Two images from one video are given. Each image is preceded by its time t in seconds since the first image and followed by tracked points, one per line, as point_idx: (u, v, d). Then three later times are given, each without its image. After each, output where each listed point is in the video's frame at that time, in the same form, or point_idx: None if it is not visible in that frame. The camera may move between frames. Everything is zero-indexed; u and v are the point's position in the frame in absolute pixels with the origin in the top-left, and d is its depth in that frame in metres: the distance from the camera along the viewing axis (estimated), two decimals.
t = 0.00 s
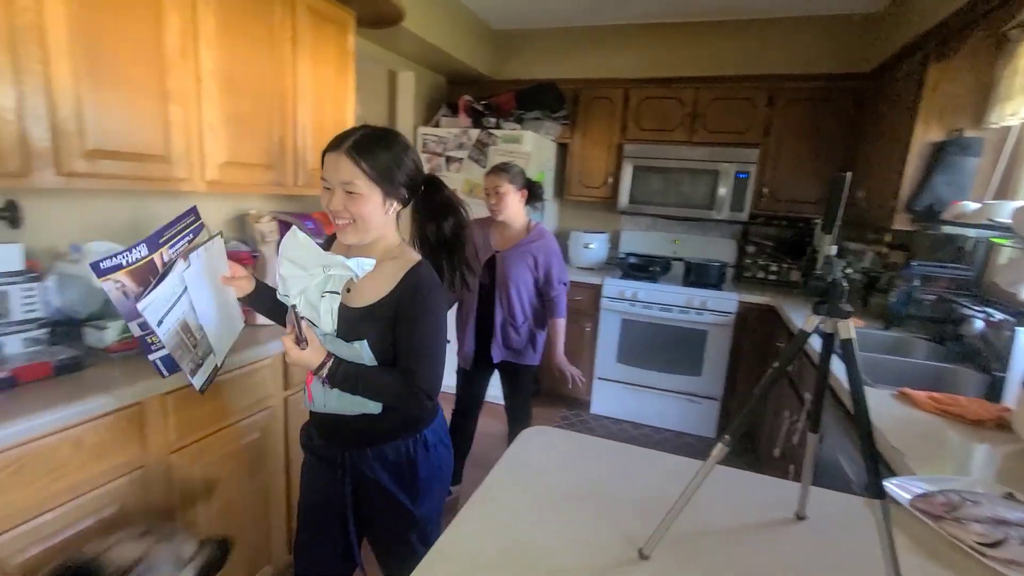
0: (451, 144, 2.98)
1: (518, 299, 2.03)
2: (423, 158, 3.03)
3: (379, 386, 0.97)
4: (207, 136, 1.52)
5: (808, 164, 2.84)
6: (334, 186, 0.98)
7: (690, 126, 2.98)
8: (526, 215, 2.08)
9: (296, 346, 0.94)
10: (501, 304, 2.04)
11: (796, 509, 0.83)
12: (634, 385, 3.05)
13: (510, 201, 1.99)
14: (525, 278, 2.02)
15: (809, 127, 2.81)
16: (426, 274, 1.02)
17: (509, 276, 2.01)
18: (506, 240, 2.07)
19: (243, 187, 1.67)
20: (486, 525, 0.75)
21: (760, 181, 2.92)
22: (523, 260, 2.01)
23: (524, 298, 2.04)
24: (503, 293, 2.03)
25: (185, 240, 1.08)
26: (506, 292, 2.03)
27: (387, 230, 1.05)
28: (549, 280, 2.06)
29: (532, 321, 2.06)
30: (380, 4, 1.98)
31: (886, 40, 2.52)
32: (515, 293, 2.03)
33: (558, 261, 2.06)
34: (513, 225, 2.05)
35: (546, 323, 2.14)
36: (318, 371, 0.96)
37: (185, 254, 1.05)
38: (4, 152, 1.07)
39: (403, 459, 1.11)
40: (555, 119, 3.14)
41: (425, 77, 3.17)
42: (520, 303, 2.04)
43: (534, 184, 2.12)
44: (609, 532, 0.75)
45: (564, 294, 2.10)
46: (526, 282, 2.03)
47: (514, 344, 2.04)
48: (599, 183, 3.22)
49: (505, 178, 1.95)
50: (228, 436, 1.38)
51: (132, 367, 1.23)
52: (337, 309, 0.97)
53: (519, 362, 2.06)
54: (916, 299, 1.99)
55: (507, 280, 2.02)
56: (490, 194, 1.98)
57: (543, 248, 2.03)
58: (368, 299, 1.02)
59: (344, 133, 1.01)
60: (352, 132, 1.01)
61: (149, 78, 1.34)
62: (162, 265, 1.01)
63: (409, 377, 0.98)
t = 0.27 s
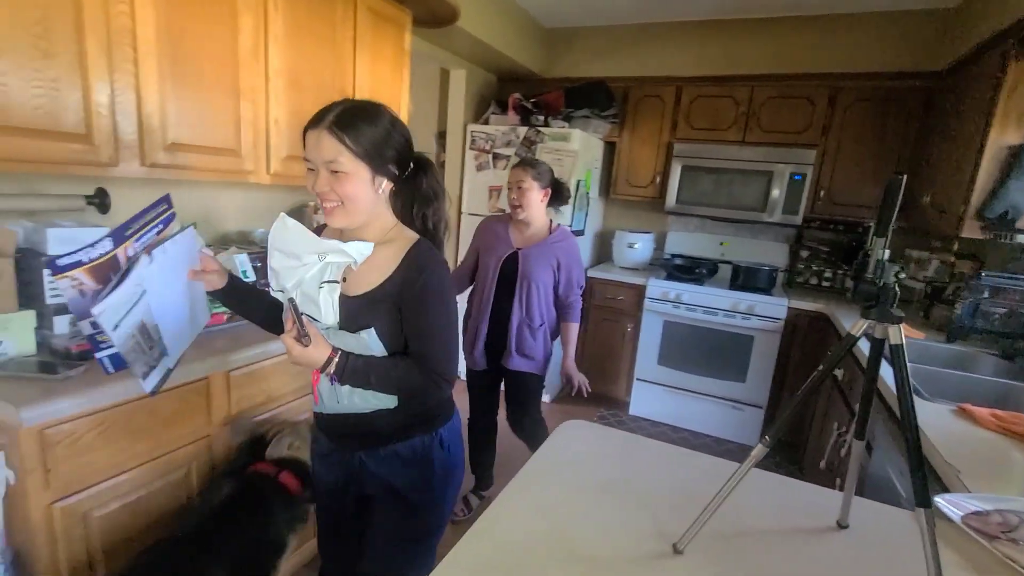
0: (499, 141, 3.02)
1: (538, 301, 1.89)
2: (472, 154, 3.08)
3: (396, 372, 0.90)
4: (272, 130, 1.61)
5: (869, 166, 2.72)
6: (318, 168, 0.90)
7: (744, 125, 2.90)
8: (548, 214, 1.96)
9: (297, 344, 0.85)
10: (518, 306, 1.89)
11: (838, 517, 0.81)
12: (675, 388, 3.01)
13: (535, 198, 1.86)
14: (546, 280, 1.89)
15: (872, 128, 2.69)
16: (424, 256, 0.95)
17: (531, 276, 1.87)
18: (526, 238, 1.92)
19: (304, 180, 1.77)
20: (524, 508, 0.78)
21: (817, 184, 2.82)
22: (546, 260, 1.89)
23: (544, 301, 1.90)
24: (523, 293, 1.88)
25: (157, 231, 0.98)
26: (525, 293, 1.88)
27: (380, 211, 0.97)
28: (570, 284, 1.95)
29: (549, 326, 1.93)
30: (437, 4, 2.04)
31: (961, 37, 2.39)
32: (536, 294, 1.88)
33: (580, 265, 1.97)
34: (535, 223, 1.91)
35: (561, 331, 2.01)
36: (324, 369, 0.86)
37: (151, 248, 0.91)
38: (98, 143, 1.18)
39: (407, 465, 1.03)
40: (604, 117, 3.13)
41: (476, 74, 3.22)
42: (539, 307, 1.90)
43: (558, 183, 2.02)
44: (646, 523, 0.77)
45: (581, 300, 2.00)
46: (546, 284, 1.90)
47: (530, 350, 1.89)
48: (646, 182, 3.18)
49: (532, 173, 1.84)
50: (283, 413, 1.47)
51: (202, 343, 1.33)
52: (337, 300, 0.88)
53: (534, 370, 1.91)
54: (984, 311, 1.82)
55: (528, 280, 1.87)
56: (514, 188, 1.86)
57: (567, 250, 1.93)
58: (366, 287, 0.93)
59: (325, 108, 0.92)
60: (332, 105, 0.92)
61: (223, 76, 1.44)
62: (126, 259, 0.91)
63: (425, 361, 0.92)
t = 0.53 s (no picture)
0: (534, 138, 3.03)
1: (549, 299, 1.82)
2: (506, 151, 3.10)
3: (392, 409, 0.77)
4: (318, 125, 1.67)
5: (918, 168, 2.62)
6: (338, 170, 0.79)
7: (785, 124, 2.83)
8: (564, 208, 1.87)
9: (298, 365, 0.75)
10: (528, 303, 1.81)
11: (877, 523, 0.80)
12: (705, 390, 2.97)
13: (550, 191, 1.78)
14: (559, 277, 1.81)
15: (923, 128, 2.59)
16: (458, 273, 0.84)
17: (542, 273, 1.80)
18: (539, 233, 1.85)
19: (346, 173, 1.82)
20: (556, 497, 0.80)
21: (862, 186, 2.74)
22: (560, 256, 1.81)
23: (555, 299, 1.83)
24: (533, 290, 1.81)
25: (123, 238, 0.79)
26: (535, 290, 1.81)
27: (408, 221, 0.84)
28: (585, 282, 1.87)
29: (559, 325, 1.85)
30: (477, 2, 2.06)
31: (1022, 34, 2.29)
32: (547, 292, 1.81)
33: (597, 263, 1.88)
34: (550, 217, 1.83)
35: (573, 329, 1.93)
36: (328, 396, 0.76)
37: (122, 263, 0.77)
38: (160, 134, 1.27)
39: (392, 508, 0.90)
40: (640, 115, 3.10)
41: (513, 71, 3.23)
42: (549, 305, 1.82)
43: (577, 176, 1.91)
44: (676, 519, 0.78)
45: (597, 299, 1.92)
46: (558, 281, 1.82)
47: (538, 350, 1.81)
48: (681, 181, 3.14)
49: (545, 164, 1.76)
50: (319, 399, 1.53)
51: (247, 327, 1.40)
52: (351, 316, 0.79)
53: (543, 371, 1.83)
54: None
55: (540, 276, 1.80)
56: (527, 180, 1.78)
57: (583, 246, 1.84)
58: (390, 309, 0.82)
59: (351, 100, 0.80)
60: (360, 98, 0.80)
61: (273, 72, 1.51)
62: (96, 278, 0.75)
63: (444, 395, 0.79)
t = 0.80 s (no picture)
0: (544, 137, 3.04)
1: (548, 299, 1.78)
2: (516, 149, 3.11)
3: (327, 469, 0.64)
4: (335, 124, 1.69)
5: (928, 169, 2.63)
6: (269, 170, 0.63)
7: (795, 124, 2.84)
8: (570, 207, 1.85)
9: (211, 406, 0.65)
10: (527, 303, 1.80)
11: (894, 520, 0.82)
12: (712, 388, 2.99)
13: (556, 190, 1.77)
14: (558, 277, 1.77)
15: (934, 129, 2.59)
16: (406, 312, 0.67)
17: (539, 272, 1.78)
18: (542, 232, 1.84)
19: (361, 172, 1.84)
20: (581, 492, 0.82)
21: (872, 186, 2.75)
22: (559, 255, 1.77)
23: (555, 299, 1.79)
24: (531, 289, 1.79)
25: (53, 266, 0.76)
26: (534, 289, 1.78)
27: (353, 238, 0.68)
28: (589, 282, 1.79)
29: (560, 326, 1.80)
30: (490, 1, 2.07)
31: None
32: (546, 292, 1.77)
33: (603, 262, 1.79)
34: (554, 215, 1.82)
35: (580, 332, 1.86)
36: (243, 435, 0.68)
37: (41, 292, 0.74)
38: (184, 133, 1.29)
39: (325, 571, 0.76)
40: (650, 114, 3.11)
41: (523, 69, 3.24)
42: (549, 305, 1.79)
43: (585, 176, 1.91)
44: (698, 515, 0.80)
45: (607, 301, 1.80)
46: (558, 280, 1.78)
47: (537, 351, 1.79)
48: (690, 180, 3.15)
49: (553, 160, 1.73)
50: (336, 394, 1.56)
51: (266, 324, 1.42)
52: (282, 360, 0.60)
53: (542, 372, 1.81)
54: None
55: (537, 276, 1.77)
56: (532, 176, 1.77)
57: (585, 245, 1.78)
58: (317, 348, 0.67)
59: (299, 79, 0.63)
60: (311, 78, 0.63)
61: (293, 72, 1.53)
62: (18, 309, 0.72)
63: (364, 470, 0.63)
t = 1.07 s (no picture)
0: (542, 138, 3.06)
1: (535, 301, 1.73)
2: (514, 150, 3.13)
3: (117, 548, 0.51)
4: (337, 130, 1.70)
5: (924, 166, 2.65)
6: None
7: (792, 122, 2.86)
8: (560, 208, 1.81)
9: None
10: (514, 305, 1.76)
11: (895, 514, 0.85)
12: (712, 385, 3.01)
13: (555, 192, 1.72)
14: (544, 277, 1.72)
15: (928, 125, 2.62)
16: (192, 358, 0.51)
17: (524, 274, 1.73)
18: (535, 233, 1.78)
19: (363, 177, 1.86)
20: (591, 492, 0.85)
21: (868, 182, 2.77)
22: (544, 255, 1.72)
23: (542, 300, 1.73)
24: (518, 292, 1.74)
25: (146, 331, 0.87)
26: (519, 291, 1.74)
27: (115, 280, 0.51)
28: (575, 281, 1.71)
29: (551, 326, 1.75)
30: (488, 4, 2.09)
31: None
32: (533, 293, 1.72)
33: (588, 258, 1.71)
34: (546, 217, 1.77)
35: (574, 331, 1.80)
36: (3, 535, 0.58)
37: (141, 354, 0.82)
38: (191, 144, 1.32)
39: None
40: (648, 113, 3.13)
41: (521, 70, 3.26)
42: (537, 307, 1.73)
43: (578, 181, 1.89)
44: (705, 513, 0.82)
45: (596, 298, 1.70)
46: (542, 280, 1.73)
47: (528, 353, 1.75)
48: (688, 179, 3.18)
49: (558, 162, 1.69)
50: (344, 397, 1.58)
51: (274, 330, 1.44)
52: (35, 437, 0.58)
53: (535, 374, 1.77)
54: None
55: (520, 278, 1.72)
56: (537, 177, 1.70)
57: (569, 242, 1.71)
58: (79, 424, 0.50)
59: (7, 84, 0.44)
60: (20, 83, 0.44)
61: (296, 80, 1.55)
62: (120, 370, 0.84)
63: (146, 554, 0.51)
